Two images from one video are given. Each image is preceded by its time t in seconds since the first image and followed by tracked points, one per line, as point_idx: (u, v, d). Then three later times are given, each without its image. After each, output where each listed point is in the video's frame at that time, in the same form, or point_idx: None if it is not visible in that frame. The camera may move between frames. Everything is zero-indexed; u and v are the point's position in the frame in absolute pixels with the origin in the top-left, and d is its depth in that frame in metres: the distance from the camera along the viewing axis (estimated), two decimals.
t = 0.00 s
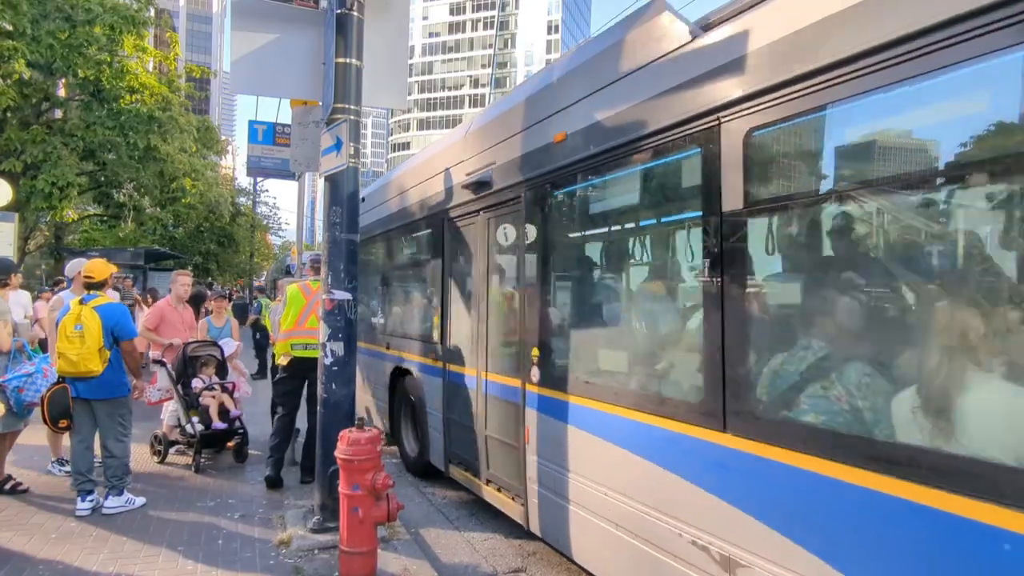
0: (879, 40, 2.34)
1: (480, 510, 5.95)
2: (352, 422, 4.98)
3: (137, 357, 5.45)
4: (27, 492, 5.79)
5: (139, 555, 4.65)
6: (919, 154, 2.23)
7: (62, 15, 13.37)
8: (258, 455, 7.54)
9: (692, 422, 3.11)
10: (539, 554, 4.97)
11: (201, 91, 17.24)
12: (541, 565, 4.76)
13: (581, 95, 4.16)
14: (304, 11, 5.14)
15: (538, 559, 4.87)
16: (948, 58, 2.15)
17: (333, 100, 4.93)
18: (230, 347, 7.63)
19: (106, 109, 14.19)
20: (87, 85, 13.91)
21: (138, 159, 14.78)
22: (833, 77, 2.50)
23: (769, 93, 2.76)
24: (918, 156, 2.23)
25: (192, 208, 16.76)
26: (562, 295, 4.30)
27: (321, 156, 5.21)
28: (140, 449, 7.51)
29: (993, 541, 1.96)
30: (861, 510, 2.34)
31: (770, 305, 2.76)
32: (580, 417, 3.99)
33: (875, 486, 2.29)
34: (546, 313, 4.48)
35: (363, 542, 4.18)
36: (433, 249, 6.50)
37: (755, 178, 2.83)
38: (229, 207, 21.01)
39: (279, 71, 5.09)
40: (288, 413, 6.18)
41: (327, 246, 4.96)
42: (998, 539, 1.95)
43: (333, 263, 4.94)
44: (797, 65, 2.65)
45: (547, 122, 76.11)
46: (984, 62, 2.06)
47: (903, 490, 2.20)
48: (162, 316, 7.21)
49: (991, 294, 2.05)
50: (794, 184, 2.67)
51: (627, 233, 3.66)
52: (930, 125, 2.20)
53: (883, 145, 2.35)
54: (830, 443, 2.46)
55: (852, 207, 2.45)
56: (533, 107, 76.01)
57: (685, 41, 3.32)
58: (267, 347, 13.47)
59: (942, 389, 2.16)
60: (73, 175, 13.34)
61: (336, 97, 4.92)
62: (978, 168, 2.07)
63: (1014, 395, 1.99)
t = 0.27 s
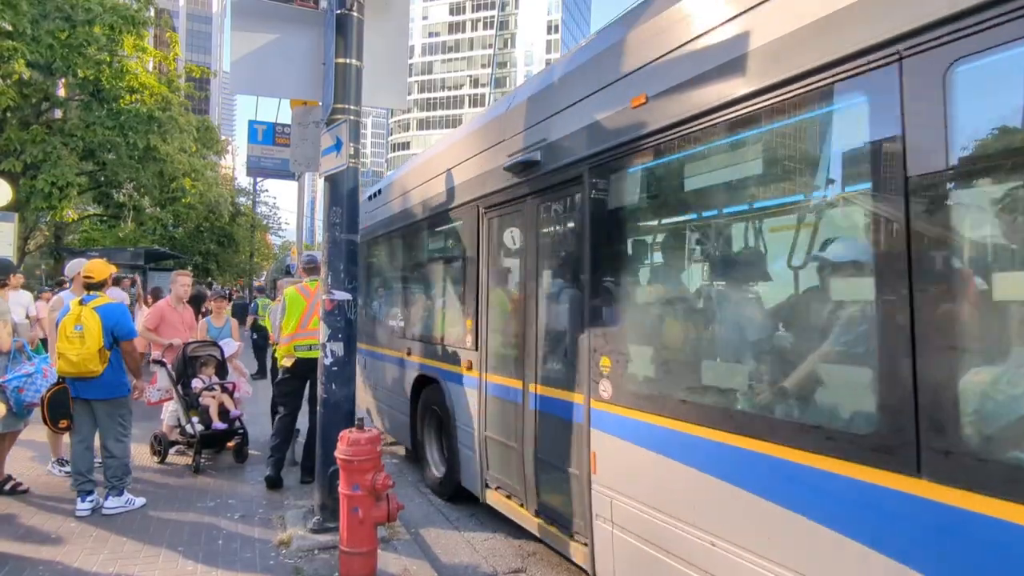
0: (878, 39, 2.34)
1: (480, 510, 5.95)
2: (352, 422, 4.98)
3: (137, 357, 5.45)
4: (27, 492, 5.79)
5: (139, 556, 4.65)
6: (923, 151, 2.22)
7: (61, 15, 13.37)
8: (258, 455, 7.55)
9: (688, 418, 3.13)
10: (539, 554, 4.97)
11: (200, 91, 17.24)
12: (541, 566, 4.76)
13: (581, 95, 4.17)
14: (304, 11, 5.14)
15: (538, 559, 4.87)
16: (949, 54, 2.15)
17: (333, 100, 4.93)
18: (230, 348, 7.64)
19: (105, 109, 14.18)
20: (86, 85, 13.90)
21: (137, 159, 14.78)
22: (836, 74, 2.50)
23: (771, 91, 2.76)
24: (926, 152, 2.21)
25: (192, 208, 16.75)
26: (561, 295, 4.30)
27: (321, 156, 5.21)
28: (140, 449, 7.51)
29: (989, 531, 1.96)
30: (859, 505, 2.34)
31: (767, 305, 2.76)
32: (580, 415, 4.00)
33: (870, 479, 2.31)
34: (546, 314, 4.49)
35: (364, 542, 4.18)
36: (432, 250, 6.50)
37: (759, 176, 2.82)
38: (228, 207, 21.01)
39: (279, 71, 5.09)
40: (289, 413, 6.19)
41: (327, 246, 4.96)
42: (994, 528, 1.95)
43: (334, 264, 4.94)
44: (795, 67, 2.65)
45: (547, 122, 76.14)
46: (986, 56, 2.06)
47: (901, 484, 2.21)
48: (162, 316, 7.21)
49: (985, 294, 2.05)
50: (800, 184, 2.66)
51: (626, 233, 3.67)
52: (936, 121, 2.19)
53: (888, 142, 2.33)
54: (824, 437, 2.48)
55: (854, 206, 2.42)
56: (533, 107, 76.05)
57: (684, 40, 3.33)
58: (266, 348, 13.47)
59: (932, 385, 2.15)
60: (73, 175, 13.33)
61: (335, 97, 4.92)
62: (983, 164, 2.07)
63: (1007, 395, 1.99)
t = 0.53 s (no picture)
0: (878, 37, 2.33)
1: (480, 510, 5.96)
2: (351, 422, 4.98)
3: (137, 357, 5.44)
4: (27, 492, 5.79)
5: (139, 555, 4.65)
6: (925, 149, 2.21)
7: (61, 14, 13.36)
8: (258, 455, 7.55)
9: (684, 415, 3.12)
10: (539, 554, 4.97)
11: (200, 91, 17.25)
12: (541, 565, 4.76)
13: (579, 95, 4.16)
14: (304, 11, 5.14)
15: (538, 559, 4.87)
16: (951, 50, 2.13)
17: (333, 100, 4.93)
18: (231, 348, 7.64)
19: (105, 109, 14.18)
20: (86, 85, 13.89)
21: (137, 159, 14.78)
22: (837, 72, 2.48)
23: (771, 89, 2.74)
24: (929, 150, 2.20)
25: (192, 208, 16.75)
26: (559, 295, 4.29)
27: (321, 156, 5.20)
28: (140, 449, 7.51)
29: (983, 524, 1.96)
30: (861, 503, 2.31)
31: (766, 303, 2.76)
32: (579, 413, 4.00)
33: (865, 474, 2.30)
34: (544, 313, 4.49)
35: (364, 542, 4.18)
36: (432, 250, 6.50)
37: (758, 175, 2.81)
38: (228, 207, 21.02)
39: (278, 71, 5.09)
40: (289, 413, 6.19)
41: (327, 246, 4.96)
42: (990, 522, 1.95)
43: (334, 263, 4.94)
44: (793, 64, 2.65)
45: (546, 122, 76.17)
46: (987, 53, 2.04)
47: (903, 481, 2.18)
48: (162, 316, 7.21)
49: (984, 293, 2.05)
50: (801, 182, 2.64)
51: (625, 231, 3.66)
52: (938, 119, 2.18)
53: (890, 139, 2.31)
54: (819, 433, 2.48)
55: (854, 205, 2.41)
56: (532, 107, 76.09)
57: (681, 38, 3.32)
58: (266, 348, 13.47)
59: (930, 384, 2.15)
60: (72, 175, 13.33)
61: (335, 97, 4.92)
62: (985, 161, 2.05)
63: (1003, 394, 1.98)
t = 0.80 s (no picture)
0: (873, 36, 2.32)
1: (479, 510, 5.95)
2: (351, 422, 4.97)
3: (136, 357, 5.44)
4: (26, 492, 5.79)
5: (138, 556, 4.65)
6: (921, 148, 2.18)
7: (61, 15, 13.37)
8: (258, 455, 7.54)
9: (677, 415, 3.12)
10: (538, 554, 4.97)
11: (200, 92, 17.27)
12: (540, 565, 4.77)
13: (577, 95, 4.15)
14: (304, 11, 5.14)
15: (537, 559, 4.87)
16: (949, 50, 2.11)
17: (332, 100, 4.93)
18: (230, 348, 7.64)
19: (105, 109, 14.18)
20: (86, 85, 13.90)
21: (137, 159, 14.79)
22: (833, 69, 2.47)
23: (769, 87, 2.72)
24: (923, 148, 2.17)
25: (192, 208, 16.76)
26: (556, 295, 4.28)
27: (321, 156, 5.21)
28: (140, 450, 7.51)
29: (969, 523, 1.95)
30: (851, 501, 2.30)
31: (760, 304, 2.75)
32: (572, 414, 3.99)
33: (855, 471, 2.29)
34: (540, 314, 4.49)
35: (363, 542, 4.18)
36: (430, 249, 6.50)
37: (753, 174, 2.80)
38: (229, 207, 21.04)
39: (278, 71, 5.09)
40: (289, 412, 6.19)
41: (327, 245, 4.95)
42: (977, 518, 1.93)
43: (334, 263, 4.93)
44: (787, 65, 2.64)
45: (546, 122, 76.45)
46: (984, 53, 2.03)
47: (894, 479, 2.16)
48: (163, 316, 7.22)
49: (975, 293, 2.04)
50: (795, 183, 2.63)
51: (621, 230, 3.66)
52: (933, 117, 2.15)
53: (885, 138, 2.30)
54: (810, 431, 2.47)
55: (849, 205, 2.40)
56: (532, 106, 76.26)
57: (679, 38, 3.30)
58: (266, 348, 13.48)
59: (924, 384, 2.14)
60: (73, 175, 13.33)
61: (335, 97, 4.92)
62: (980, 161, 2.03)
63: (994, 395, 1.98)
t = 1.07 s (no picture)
0: (870, 42, 2.31)
1: (478, 513, 5.95)
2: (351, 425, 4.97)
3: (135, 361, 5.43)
4: (25, 496, 5.78)
5: (137, 560, 4.64)
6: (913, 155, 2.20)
7: (59, 18, 13.36)
8: (257, 458, 7.54)
9: (673, 422, 3.13)
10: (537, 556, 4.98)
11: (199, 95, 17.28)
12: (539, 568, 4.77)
13: (573, 99, 4.16)
14: (302, 15, 5.14)
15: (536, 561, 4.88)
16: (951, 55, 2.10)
17: (331, 103, 4.93)
18: (230, 351, 7.64)
19: (104, 112, 14.17)
20: (85, 88, 13.91)
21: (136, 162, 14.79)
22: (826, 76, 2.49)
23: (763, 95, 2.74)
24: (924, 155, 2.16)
25: (191, 211, 16.76)
26: (553, 298, 4.29)
27: (320, 159, 5.21)
28: (139, 453, 7.50)
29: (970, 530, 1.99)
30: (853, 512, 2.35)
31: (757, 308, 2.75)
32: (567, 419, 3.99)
33: (862, 483, 2.32)
34: (537, 317, 4.49)
35: (363, 546, 4.18)
36: (429, 252, 6.51)
37: (755, 180, 2.80)
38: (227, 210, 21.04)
39: (276, 74, 5.09)
40: (289, 416, 6.19)
41: (326, 249, 4.96)
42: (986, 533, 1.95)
43: (332, 267, 4.94)
44: (785, 71, 2.64)
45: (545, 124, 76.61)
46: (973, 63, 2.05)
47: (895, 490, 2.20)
48: (162, 320, 7.22)
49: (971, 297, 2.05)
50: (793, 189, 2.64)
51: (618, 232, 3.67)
52: (934, 124, 2.14)
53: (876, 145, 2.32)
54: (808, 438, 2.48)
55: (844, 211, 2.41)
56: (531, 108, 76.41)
57: (675, 43, 3.31)
58: (265, 350, 13.48)
59: (920, 389, 2.15)
60: (72, 178, 13.32)
61: (333, 100, 4.92)
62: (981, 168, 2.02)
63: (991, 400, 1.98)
